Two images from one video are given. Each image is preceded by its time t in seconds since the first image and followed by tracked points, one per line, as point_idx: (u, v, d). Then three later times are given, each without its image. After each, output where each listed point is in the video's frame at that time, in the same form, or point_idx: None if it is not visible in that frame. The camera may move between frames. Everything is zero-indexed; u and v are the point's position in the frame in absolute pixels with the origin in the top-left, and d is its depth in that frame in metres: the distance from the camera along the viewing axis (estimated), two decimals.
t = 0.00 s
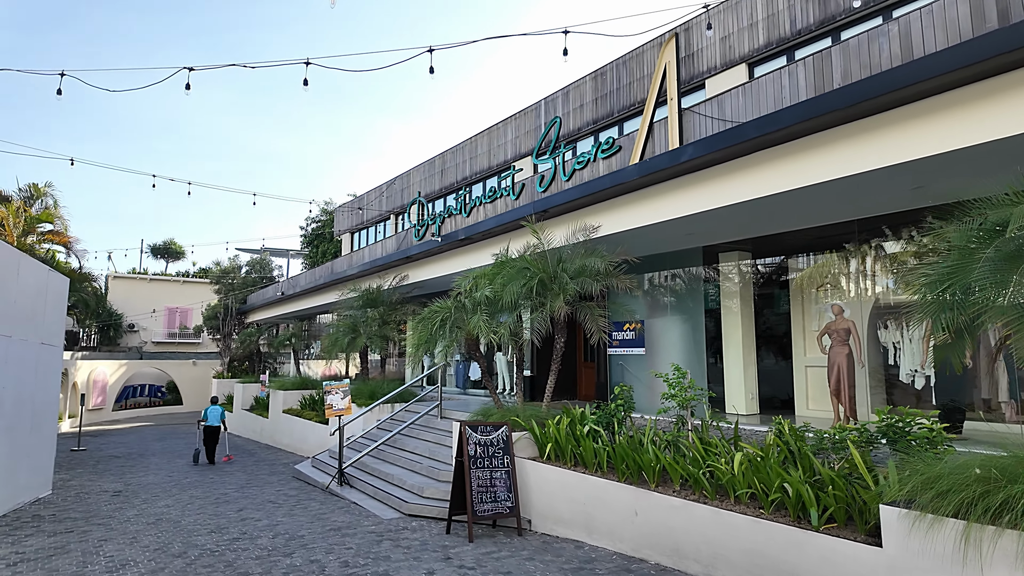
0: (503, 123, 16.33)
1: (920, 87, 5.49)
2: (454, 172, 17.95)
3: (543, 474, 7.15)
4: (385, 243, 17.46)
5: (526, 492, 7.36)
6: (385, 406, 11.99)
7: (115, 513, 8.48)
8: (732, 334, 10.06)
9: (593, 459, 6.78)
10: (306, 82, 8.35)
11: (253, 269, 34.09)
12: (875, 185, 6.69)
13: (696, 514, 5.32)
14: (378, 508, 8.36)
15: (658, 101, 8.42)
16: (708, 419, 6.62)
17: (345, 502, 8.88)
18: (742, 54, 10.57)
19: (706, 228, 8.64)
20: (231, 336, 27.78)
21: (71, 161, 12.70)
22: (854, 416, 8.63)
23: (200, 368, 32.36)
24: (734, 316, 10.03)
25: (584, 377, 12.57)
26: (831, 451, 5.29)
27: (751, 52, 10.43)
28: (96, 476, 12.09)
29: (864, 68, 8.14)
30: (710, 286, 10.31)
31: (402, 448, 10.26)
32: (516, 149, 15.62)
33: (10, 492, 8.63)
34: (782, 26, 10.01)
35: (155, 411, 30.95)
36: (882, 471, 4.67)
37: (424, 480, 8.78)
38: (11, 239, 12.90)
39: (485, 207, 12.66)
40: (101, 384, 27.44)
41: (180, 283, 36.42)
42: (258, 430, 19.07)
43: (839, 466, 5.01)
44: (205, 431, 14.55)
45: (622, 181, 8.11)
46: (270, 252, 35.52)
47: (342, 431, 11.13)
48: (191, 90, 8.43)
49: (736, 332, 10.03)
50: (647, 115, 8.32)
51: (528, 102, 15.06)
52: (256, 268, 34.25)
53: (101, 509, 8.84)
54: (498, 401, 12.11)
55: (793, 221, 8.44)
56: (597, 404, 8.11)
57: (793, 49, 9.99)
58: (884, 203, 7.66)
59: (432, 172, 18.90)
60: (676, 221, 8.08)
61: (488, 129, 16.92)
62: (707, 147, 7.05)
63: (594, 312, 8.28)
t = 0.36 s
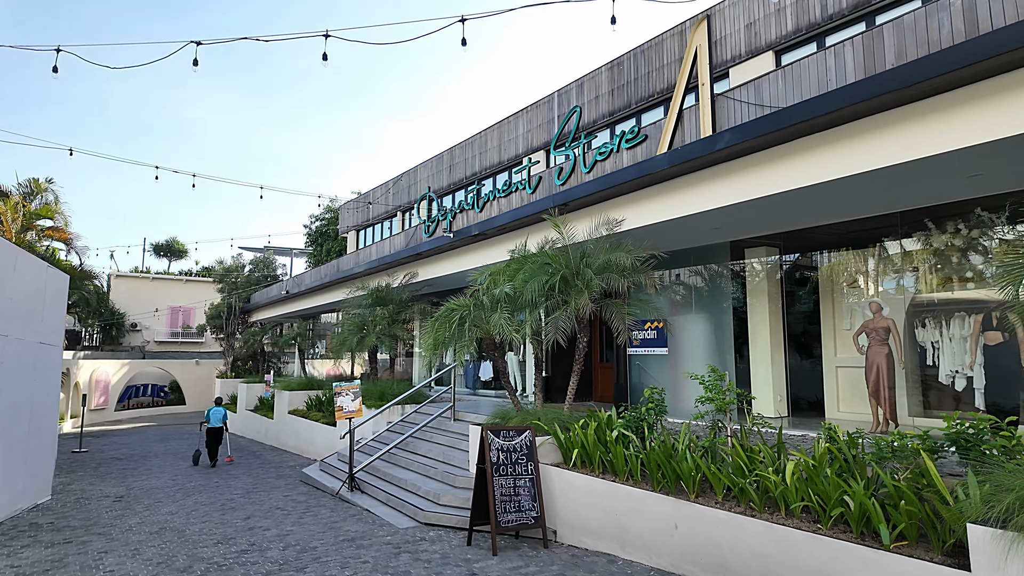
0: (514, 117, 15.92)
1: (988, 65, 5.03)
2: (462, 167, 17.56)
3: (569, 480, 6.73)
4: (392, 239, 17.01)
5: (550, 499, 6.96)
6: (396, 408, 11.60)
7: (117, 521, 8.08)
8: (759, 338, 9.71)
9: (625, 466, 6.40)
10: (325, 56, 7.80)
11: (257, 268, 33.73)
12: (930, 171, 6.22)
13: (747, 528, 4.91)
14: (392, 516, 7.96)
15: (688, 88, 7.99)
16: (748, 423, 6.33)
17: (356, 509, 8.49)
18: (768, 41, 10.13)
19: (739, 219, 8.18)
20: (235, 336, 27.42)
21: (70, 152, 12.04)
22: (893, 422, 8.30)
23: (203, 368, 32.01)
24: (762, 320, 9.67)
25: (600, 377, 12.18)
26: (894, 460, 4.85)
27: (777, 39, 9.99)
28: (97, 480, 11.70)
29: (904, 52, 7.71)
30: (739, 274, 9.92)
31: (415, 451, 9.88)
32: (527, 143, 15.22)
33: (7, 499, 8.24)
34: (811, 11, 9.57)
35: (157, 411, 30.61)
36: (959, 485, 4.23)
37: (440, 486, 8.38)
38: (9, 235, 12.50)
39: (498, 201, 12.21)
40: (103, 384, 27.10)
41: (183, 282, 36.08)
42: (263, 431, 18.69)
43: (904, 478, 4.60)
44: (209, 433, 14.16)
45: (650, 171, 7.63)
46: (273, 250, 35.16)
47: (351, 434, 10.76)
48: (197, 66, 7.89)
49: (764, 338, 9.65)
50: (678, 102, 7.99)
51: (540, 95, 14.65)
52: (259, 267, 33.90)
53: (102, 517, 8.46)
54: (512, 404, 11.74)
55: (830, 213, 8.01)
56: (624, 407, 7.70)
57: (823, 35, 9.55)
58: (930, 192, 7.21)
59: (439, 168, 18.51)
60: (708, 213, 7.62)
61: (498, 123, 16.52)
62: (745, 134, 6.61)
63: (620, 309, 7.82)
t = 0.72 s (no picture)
0: (524, 107, 15.46)
1: None
2: (470, 160, 17.12)
3: (595, 485, 6.30)
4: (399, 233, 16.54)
5: (574, 506, 6.52)
6: (405, 407, 11.16)
7: (113, 527, 7.64)
8: (785, 330, 9.30)
9: (658, 472, 5.94)
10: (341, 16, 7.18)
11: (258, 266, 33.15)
12: (988, 150, 5.73)
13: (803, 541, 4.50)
14: (404, 522, 7.51)
15: (718, 68, 7.55)
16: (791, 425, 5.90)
17: (366, 514, 8.05)
18: (795, 24, 9.67)
19: (771, 207, 7.73)
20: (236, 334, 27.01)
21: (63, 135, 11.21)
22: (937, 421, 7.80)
23: (204, 366, 31.57)
24: (790, 313, 9.26)
25: (617, 376, 11.73)
26: (967, 465, 4.36)
27: (805, 20, 9.52)
28: (94, 482, 11.27)
29: (950, 28, 7.25)
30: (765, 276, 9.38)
31: (425, 453, 9.43)
32: (537, 134, 14.78)
33: None
34: None
35: (157, 410, 30.19)
36: None
37: (453, 490, 7.92)
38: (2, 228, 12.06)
39: (510, 192, 11.73)
40: (103, 383, 26.66)
41: (184, 280, 35.66)
42: (265, 431, 18.24)
43: (978, 485, 4.16)
44: (210, 433, 13.71)
45: (680, 155, 7.18)
46: (275, 248, 34.73)
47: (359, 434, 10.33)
48: (198, 26, 7.33)
49: (791, 329, 9.26)
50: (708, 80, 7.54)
51: (551, 84, 14.20)
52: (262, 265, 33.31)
53: (97, 522, 8.02)
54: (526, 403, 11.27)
55: (870, 198, 7.54)
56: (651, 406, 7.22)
57: (854, 16, 9.09)
58: (980, 175, 6.75)
59: (446, 161, 18.07)
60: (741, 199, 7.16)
61: (507, 115, 16.07)
62: (786, 113, 6.11)
63: (646, 304, 7.30)
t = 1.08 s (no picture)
0: (534, 99, 15.00)
1: None
2: (477, 154, 16.68)
3: (626, 493, 5.85)
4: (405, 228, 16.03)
5: (604, 518, 6.07)
6: (413, 408, 10.69)
7: (107, 536, 7.20)
8: (813, 326, 8.90)
9: (696, 478, 5.50)
10: None
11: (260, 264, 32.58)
12: None
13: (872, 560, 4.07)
14: (417, 530, 7.06)
15: (752, 46, 7.07)
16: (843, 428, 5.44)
17: (375, 521, 7.60)
18: (824, 5, 9.21)
19: (808, 193, 7.25)
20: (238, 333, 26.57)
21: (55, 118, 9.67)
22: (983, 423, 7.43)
23: (205, 366, 31.12)
24: (818, 305, 8.84)
25: (635, 376, 11.29)
26: None
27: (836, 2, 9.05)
28: (90, 486, 10.82)
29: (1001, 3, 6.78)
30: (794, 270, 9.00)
31: (437, 456, 8.98)
32: (548, 126, 14.33)
33: None
34: None
35: (158, 410, 29.75)
36: None
37: (469, 496, 7.47)
38: None
39: (524, 183, 11.26)
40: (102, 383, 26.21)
41: (184, 279, 35.21)
42: (267, 432, 17.78)
43: None
44: (211, 434, 13.26)
45: (712, 138, 6.70)
46: (277, 246, 34.29)
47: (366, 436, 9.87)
48: None
49: (820, 322, 8.83)
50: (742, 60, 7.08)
51: (563, 74, 13.73)
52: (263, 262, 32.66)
53: (91, 530, 7.57)
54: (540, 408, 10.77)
55: (915, 184, 7.07)
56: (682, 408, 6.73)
57: None
58: None
59: (452, 155, 17.63)
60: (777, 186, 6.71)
61: (517, 106, 15.61)
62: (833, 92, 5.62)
63: (679, 299, 6.74)
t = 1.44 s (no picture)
0: (543, 90, 14.54)
1: None
2: (484, 148, 16.22)
3: (660, 503, 5.39)
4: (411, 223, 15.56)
5: (635, 530, 5.62)
6: (422, 409, 10.25)
7: (99, 547, 6.75)
8: (844, 326, 8.29)
9: (738, 487, 5.05)
10: None
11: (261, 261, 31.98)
12: None
13: None
14: (429, 541, 6.62)
15: (789, 23, 6.61)
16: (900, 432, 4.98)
17: (385, 530, 7.16)
18: None
19: (847, 180, 6.81)
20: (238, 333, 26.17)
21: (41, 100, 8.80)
22: None
23: (205, 366, 30.64)
24: (851, 303, 8.27)
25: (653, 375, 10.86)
26: None
27: None
28: (84, 491, 10.36)
29: None
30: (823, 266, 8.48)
31: (448, 460, 8.54)
32: (558, 118, 13.89)
33: None
34: None
35: (157, 411, 29.31)
36: None
37: (484, 504, 7.03)
38: None
39: (537, 174, 10.81)
40: (101, 383, 25.79)
41: (184, 278, 34.75)
42: (269, 433, 17.32)
43: None
44: (211, 436, 12.83)
45: (749, 120, 6.25)
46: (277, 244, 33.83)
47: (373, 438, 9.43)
48: None
49: (851, 321, 8.25)
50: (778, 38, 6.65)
51: (575, 63, 13.27)
52: (264, 259, 32.07)
53: (82, 541, 7.10)
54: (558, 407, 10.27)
55: (963, 170, 6.61)
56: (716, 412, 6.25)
57: None
58: None
59: (458, 149, 17.17)
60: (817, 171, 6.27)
61: (525, 98, 15.15)
62: (887, 67, 5.17)
63: (714, 295, 6.23)
